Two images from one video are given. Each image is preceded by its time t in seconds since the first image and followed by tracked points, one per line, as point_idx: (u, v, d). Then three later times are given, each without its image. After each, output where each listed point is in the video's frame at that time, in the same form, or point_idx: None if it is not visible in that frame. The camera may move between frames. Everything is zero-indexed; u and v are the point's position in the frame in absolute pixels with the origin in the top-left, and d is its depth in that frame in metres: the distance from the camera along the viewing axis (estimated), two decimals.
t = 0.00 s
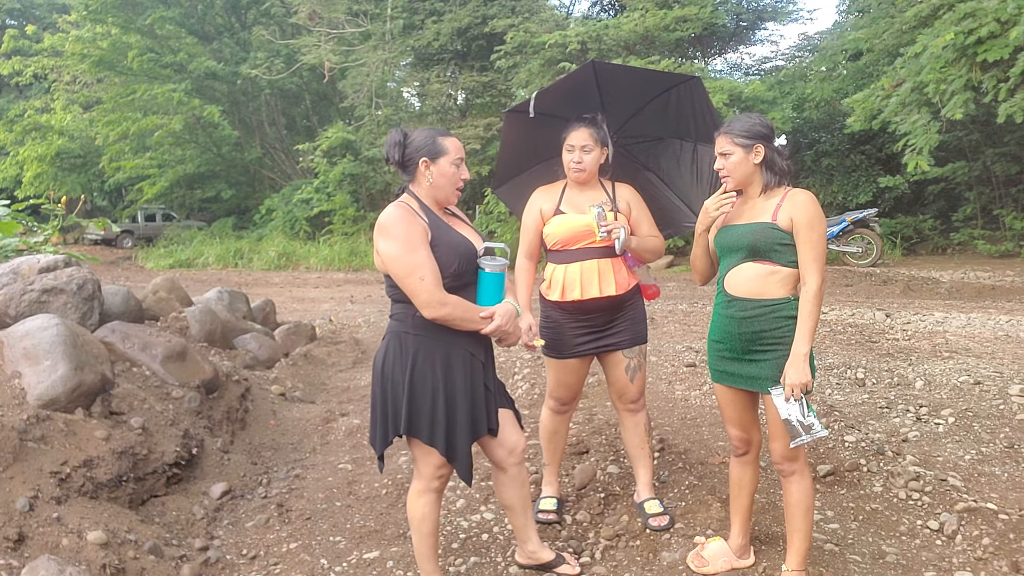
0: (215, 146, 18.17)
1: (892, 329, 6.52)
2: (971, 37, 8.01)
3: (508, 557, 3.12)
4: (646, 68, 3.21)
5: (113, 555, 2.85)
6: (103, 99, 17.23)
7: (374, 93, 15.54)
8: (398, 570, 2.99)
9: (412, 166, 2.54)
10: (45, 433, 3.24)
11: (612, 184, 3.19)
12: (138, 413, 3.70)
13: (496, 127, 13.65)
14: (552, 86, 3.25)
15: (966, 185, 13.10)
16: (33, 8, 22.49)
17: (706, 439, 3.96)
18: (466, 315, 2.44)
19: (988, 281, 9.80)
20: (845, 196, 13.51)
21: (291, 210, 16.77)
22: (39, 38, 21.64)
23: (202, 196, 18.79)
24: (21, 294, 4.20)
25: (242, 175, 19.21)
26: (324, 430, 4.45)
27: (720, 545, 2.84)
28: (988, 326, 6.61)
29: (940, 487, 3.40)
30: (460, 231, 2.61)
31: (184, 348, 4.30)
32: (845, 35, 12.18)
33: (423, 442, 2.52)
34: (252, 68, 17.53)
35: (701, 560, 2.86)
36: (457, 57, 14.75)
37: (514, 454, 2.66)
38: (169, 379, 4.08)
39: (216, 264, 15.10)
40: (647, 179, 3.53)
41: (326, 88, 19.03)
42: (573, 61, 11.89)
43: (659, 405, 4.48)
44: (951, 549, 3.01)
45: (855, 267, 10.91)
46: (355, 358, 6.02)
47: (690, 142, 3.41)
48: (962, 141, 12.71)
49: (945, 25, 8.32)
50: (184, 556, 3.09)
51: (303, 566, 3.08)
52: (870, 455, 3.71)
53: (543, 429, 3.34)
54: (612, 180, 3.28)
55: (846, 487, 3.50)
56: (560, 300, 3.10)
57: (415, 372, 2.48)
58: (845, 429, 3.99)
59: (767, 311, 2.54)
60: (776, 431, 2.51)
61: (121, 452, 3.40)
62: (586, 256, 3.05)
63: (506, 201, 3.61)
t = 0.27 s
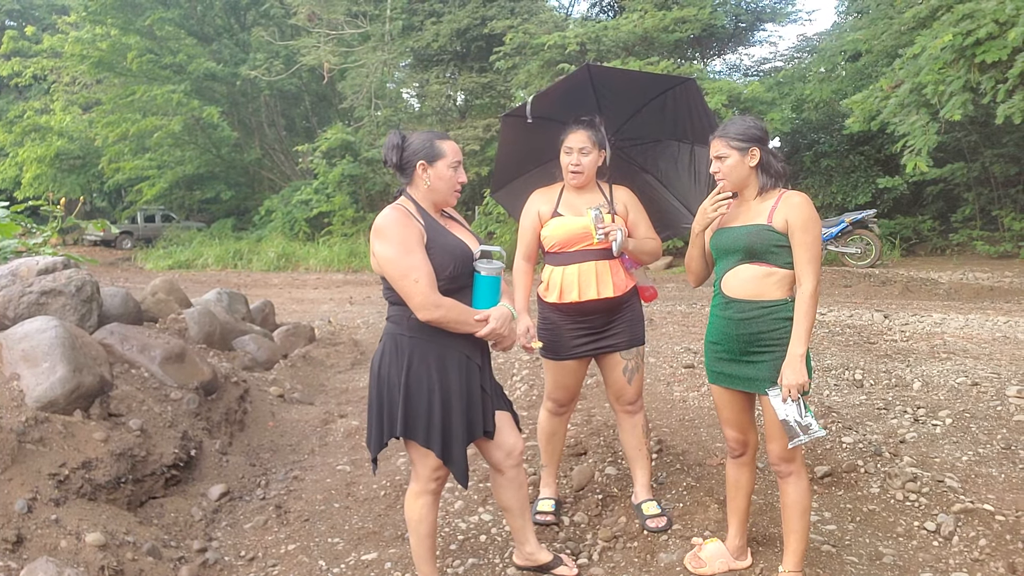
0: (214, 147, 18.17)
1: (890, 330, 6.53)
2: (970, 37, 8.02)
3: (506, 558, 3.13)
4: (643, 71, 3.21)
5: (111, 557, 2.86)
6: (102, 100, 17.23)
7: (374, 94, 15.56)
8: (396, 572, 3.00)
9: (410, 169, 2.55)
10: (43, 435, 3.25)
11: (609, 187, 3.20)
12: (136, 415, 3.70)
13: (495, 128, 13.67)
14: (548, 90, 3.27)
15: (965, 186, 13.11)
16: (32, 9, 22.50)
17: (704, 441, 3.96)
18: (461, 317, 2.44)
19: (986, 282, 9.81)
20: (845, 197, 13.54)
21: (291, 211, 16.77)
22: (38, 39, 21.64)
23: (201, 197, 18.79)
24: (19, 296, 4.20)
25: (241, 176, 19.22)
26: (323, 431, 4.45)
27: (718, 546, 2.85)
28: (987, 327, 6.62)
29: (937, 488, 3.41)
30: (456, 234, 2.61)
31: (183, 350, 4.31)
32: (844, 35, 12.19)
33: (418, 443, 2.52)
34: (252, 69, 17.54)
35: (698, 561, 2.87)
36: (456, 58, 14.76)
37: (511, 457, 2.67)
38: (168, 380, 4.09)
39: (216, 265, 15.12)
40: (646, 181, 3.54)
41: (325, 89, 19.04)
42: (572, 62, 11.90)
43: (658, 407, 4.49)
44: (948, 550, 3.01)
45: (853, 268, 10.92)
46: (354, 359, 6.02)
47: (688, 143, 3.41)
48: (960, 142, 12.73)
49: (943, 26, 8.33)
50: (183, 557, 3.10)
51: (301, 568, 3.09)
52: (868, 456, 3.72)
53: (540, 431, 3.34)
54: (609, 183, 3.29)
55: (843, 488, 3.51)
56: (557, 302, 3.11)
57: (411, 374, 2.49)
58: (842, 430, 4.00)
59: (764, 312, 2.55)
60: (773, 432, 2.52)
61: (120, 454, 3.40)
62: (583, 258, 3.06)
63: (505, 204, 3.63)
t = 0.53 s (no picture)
0: (214, 146, 18.15)
1: (889, 329, 6.54)
2: (969, 37, 8.03)
3: (505, 556, 3.13)
4: (639, 70, 3.22)
5: (111, 554, 2.86)
6: (101, 99, 17.21)
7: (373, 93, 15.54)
8: (395, 569, 3.00)
9: (407, 168, 2.55)
10: (43, 433, 3.25)
11: (608, 186, 3.20)
12: (136, 413, 3.70)
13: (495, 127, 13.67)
14: (546, 90, 3.27)
15: (964, 185, 13.13)
16: (31, 8, 22.47)
17: (703, 439, 3.97)
18: (460, 315, 2.45)
19: (985, 281, 9.82)
20: (844, 196, 13.55)
21: (290, 210, 16.77)
22: (37, 37, 21.61)
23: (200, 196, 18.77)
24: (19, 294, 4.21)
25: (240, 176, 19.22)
26: (323, 430, 4.46)
27: (716, 544, 2.86)
28: (985, 326, 6.63)
29: (935, 487, 3.42)
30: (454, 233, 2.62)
31: (182, 348, 4.31)
32: (844, 35, 12.20)
33: (417, 442, 2.53)
34: (251, 68, 17.53)
35: (696, 559, 2.88)
36: (456, 57, 14.76)
37: (510, 455, 2.67)
38: (168, 379, 4.09)
39: (215, 264, 15.12)
40: (644, 180, 3.54)
41: (324, 88, 19.04)
42: (572, 61, 11.90)
43: (657, 405, 4.49)
44: (946, 548, 3.02)
45: (852, 267, 10.93)
46: (353, 358, 6.03)
47: (685, 142, 3.42)
48: (960, 142, 12.74)
49: (942, 26, 8.33)
50: (182, 555, 3.10)
51: (301, 566, 3.09)
52: (866, 455, 3.73)
53: (539, 429, 3.35)
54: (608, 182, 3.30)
55: (842, 487, 3.52)
56: (557, 300, 3.11)
57: (409, 372, 2.49)
58: (841, 429, 4.01)
59: (763, 310, 2.56)
60: (773, 430, 2.52)
61: (120, 452, 3.41)
62: (582, 257, 3.06)
63: (504, 205, 3.62)
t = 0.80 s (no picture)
0: (214, 146, 18.15)
1: (890, 329, 6.53)
2: (969, 37, 8.03)
3: (505, 555, 3.13)
4: (639, 69, 3.22)
5: (111, 554, 2.85)
6: (101, 100, 17.21)
7: (373, 94, 15.53)
8: (396, 568, 3.00)
9: (407, 167, 2.55)
10: (43, 433, 3.24)
11: (608, 185, 3.20)
12: (136, 413, 3.70)
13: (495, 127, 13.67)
14: (545, 89, 3.27)
15: (964, 185, 13.13)
16: (32, 8, 22.47)
17: (704, 438, 3.97)
18: (461, 314, 2.45)
19: (985, 281, 9.82)
20: (844, 196, 13.56)
21: (290, 210, 16.77)
22: (37, 38, 21.62)
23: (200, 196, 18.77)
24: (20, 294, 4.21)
25: (240, 176, 19.22)
26: (323, 430, 4.45)
27: (717, 544, 2.85)
28: (986, 326, 6.63)
29: (937, 486, 3.41)
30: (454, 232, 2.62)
31: (182, 348, 4.31)
32: (844, 35, 12.19)
33: (418, 440, 2.53)
34: (251, 68, 17.53)
35: (697, 558, 2.88)
36: (456, 58, 14.76)
37: (511, 454, 2.66)
38: (168, 378, 4.09)
39: (215, 265, 15.12)
40: (644, 179, 3.54)
41: (324, 88, 19.04)
42: (572, 61, 11.90)
43: (657, 405, 4.49)
44: (948, 548, 3.02)
45: (852, 267, 10.92)
46: (353, 358, 6.03)
47: (685, 140, 3.42)
48: (960, 142, 12.74)
49: (942, 26, 8.33)
50: (183, 555, 3.10)
51: (301, 565, 3.09)
52: (867, 454, 3.72)
53: (540, 428, 3.35)
54: (608, 181, 3.30)
55: (843, 486, 3.51)
56: (557, 299, 3.11)
57: (410, 370, 2.49)
58: (842, 429, 4.01)
59: (766, 309, 2.55)
60: (774, 428, 2.52)
61: (120, 451, 3.40)
62: (583, 256, 3.06)
63: (505, 205, 3.62)
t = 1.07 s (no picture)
0: (214, 147, 18.15)
1: (890, 329, 6.53)
2: (969, 37, 8.03)
3: (505, 557, 3.12)
4: (639, 69, 3.21)
5: (110, 556, 2.85)
6: (101, 100, 17.21)
7: (373, 94, 15.53)
8: (396, 570, 3.00)
9: (404, 169, 2.54)
10: (42, 434, 3.24)
11: (607, 185, 3.19)
12: (135, 414, 3.69)
13: (495, 127, 13.66)
14: (545, 90, 3.27)
15: (964, 185, 13.12)
16: (32, 8, 22.48)
17: (703, 439, 3.96)
18: (459, 313, 2.44)
19: (986, 281, 9.82)
20: (844, 196, 13.56)
21: (290, 210, 16.77)
22: (37, 38, 21.62)
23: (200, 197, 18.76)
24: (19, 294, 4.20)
25: (240, 176, 19.22)
26: (322, 431, 4.45)
27: (717, 545, 2.85)
28: (986, 326, 6.62)
29: (937, 487, 3.40)
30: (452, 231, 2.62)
31: (181, 349, 4.31)
32: (844, 35, 12.18)
33: (417, 441, 2.52)
34: (251, 69, 17.53)
35: (697, 559, 2.87)
36: (456, 58, 14.76)
37: (510, 454, 2.66)
38: (167, 379, 4.08)
39: (215, 265, 15.12)
40: (644, 180, 3.54)
41: (324, 89, 19.04)
42: (572, 61, 11.89)
43: (657, 405, 4.48)
44: (948, 549, 3.01)
45: (852, 267, 10.92)
46: (353, 358, 6.02)
47: (684, 141, 3.41)
48: (960, 142, 12.73)
49: (943, 25, 8.32)
50: (182, 556, 3.09)
51: (301, 567, 3.08)
52: (867, 455, 3.71)
53: (539, 429, 3.34)
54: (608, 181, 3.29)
55: (843, 487, 3.51)
56: (557, 300, 3.10)
57: (409, 371, 2.48)
58: (842, 429, 4.00)
59: (765, 310, 2.55)
60: (774, 429, 2.51)
61: (119, 453, 3.40)
62: (582, 257, 3.05)
63: (504, 205, 3.61)
